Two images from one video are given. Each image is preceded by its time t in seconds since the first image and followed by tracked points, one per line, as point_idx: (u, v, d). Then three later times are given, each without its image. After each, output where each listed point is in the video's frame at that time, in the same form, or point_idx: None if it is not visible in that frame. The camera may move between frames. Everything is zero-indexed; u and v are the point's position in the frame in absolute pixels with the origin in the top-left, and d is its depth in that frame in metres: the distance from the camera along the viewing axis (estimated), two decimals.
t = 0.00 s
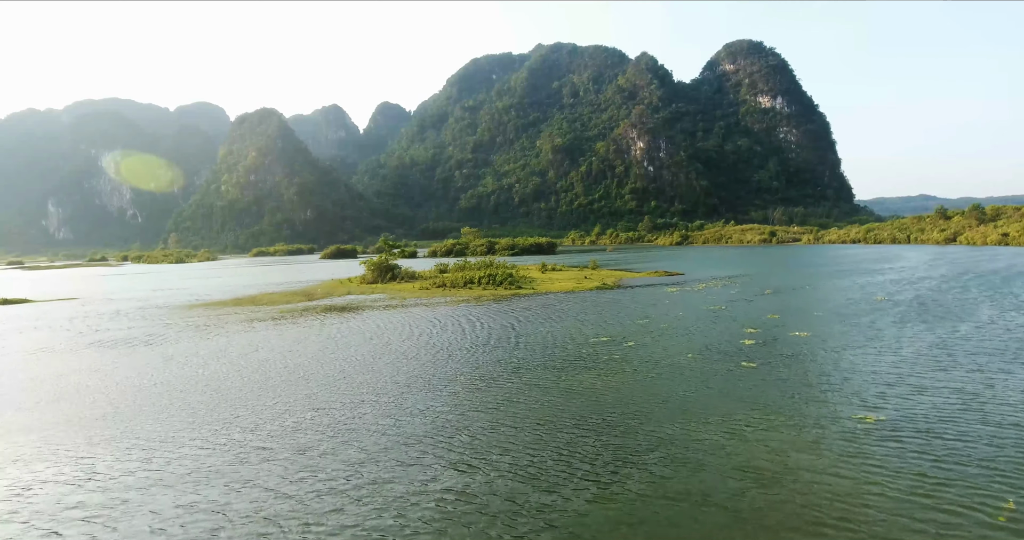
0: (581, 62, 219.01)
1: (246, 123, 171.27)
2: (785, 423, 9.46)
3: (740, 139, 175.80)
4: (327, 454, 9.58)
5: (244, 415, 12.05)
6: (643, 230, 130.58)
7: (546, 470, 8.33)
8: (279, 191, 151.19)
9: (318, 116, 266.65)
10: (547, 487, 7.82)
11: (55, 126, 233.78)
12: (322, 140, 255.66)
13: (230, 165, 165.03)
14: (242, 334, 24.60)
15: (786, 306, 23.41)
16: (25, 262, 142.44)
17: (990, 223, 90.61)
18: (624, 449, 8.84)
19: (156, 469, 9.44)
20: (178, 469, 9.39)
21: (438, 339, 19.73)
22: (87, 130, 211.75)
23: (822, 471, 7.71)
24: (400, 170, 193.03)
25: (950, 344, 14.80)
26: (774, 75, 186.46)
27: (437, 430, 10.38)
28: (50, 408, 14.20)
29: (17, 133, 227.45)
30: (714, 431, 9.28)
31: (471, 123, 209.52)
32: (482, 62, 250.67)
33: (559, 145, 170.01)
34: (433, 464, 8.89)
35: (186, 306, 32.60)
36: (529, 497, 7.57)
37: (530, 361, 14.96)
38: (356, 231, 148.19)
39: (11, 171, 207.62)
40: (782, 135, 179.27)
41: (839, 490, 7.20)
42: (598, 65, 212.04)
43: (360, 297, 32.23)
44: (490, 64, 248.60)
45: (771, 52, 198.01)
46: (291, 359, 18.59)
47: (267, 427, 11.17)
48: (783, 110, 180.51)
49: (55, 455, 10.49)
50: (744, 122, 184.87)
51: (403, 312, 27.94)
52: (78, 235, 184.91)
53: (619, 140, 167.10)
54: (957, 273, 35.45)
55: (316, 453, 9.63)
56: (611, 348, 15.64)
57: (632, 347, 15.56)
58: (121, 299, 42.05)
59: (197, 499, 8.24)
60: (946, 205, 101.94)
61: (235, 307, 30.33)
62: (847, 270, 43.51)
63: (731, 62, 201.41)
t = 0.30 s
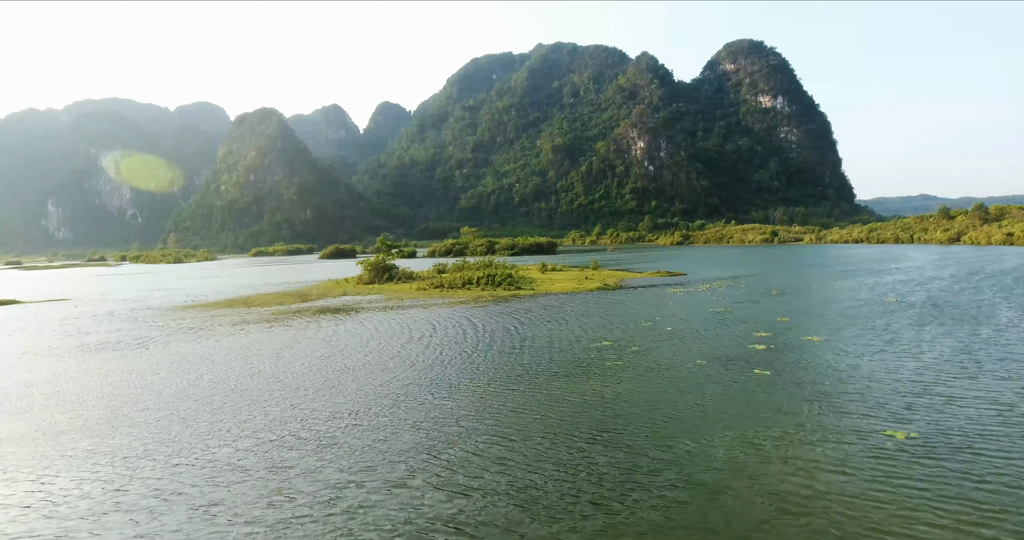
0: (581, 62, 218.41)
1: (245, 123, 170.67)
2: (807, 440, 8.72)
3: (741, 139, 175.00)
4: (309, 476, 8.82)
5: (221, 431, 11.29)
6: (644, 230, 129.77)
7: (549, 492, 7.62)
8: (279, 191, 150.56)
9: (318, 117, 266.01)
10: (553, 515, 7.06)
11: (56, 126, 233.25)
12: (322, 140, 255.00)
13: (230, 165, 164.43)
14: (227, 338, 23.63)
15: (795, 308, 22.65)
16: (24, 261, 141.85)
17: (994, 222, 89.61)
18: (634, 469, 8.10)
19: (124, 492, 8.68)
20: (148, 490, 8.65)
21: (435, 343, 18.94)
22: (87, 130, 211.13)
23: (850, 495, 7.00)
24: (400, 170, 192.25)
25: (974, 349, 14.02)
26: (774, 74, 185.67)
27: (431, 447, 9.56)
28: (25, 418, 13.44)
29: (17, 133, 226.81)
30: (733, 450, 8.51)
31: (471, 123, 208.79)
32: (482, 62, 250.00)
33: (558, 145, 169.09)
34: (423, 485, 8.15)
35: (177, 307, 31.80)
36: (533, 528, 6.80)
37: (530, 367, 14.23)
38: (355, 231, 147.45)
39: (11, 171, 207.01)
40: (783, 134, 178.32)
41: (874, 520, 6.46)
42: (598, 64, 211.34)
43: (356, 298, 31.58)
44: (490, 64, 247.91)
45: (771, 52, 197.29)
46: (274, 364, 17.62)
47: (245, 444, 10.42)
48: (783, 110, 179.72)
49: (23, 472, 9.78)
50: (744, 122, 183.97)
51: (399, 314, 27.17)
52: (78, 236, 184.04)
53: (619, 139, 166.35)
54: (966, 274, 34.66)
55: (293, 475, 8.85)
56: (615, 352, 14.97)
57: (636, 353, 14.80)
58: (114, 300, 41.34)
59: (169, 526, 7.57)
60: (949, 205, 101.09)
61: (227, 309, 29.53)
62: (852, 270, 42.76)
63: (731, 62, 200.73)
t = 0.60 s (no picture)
0: (581, 62, 217.80)
1: (245, 123, 169.94)
2: (832, 460, 7.94)
3: (741, 138, 174.14)
4: (284, 502, 8.00)
5: (194, 449, 10.43)
6: (645, 230, 128.95)
7: (550, 522, 6.84)
8: (278, 190, 149.78)
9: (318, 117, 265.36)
10: None
11: (55, 126, 232.49)
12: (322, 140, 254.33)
13: (229, 165, 163.87)
14: (214, 342, 22.73)
15: (805, 311, 21.78)
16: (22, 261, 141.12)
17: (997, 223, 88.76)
18: (642, 494, 7.32)
19: (80, 523, 7.92)
20: (106, 520, 7.92)
21: (431, 347, 18.11)
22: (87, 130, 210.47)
23: (886, 528, 6.24)
24: (401, 170, 191.54)
25: (1001, 356, 13.23)
26: (775, 74, 184.90)
27: (419, 467, 8.77)
28: None
29: (17, 133, 226.10)
30: (750, 472, 7.72)
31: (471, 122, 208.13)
32: (482, 62, 249.33)
33: (559, 145, 168.82)
34: (407, 513, 7.34)
35: (166, 309, 30.94)
36: None
37: (529, 375, 13.43)
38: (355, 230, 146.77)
39: (11, 171, 206.28)
40: (784, 134, 177.38)
41: None
42: (599, 64, 210.66)
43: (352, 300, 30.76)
44: (490, 63, 247.18)
45: (772, 52, 196.66)
46: (260, 370, 16.71)
47: (218, 464, 9.58)
48: (784, 110, 178.99)
49: None
50: (745, 122, 183.12)
51: (393, 315, 26.31)
52: (76, 235, 183.10)
53: (620, 139, 165.67)
54: (975, 275, 33.90)
55: (265, 502, 8.01)
56: (619, 358, 14.21)
57: (642, 359, 13.99)
58: (106, 301, 40.56)
59: None
60: (953, 205, 100.23)
61: (217, 310, 28.71)
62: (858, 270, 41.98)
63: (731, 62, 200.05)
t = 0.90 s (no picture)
0: (581, 61, 216.98)
1: (244, 123, 169.09)
2: (868, 484, 7.18)
3: (742, 138, 173.28)
4: (246, 539, 7.13)
5: (159, 470, 9.54)
6: (645, 230, 127.98)
7: None
8: (278, 190, 148.82)
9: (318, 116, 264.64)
10: None
11: (55, 125, 231.51)
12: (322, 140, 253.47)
13: (229, 164, 163.05)
14: (200, 345, 21.82)
15: (815, 313, 20.97)
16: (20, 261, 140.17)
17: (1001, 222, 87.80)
18: (655, 528, 6.46)
19: None
20: None
21: (424, 351, 17.32)
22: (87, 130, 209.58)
23: None
24: (401, 170, 190.63)
25: None
26: (776, 73, 184.09)
27: (406, 493, 7.89)
28: None
29: (17, 132, 225.11)
30: (778, 500, 6.93)
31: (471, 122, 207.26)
32: (482, 62, 248.55)
33: (559, 145, 168.10)
34: None
35: (156, 311, 30.08)
36: None
37: (527, 384, 12.53)
38: (354, 231, 145.93)
39: (10, 170, 205.23)
40: (784, 134, 176.42)
41: None
42: (599, 63, 209.89)
43: (346, 301, 30.06)
44: (490, 63, 246.37)
45: (772, 51, 195.88)
46: (245, 375, 15.87)
47: (193, 485, 8.80)
48: (784, 109, 178.07)
49: None
50: (745, 121, 182.23)
51: (389, 317, 25.52)
52: (76, 235, 182.26)
53: (620, 139, 164.94)
54: (985, 276, 33.06)
55: (241, 533, 7.24)
56: (624, 366, 13.37)
57: (647, 367, 13.13)
58: (99, 303, 39.70)
59: None
60: (956, 204, 99.40)
61: (207, 312, 27.88)
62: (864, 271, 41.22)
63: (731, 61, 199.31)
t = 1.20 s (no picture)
0: (581, 61, 216.15)
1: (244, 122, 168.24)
2: (914, 519, 6.32)
3: (742, 138, 172.41)
4: None
5: (122, 490, 8.71)
6: (645, 230, 127.06)
7: None
8: (277, 190, 147.97)
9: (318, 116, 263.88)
10: None
11: (54, 125, 230.60)
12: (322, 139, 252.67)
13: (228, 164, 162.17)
14: (185, 347, 20.94)
15: (826, 315, 20.14)
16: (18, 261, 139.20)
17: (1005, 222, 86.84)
18: None
19: None
20: None
21: (417, 357, 16.43)
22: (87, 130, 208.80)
23: None
24: (401, 170, 189.74)
25: None
26: (776, 73, 183.24)
27: (391, 523, 7.05)
28: None
29: (17, 132, 224.32)
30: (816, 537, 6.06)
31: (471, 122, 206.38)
32: (482, 61, 247.77)
33: (559, 145, 167.30)
34: None
35: (144, 311, 29.16)
36: None
37: (527, 395, 11.62)
38: (354, 230, 145.02)
39: (9, 170, 204.26)
40: (785, 134, 175.39)
41: None
42: (599, 63, 209.11)
43: (341, 302, 29.24)
44: (490, 63, 245.56)
45: (773, 51, 195.03)
46: (226, 381, 14.97)
47: (159, 509, 8.00)
48: (785, 109, 177.14)
49: None
50: (746, 121, 181.32)
51: (385, 319, 24.65)
52: (75, 235, 181.44)
53: (621, 139, 164.21)
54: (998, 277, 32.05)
55: None
56: (630, 374, 12.46)
57: (655, 375, 12.21)
58: (90, 303, 38.83)
59: None
60: (960, 204, 98.47)
61: (197, 314, 27.00)
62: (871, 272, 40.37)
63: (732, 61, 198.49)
